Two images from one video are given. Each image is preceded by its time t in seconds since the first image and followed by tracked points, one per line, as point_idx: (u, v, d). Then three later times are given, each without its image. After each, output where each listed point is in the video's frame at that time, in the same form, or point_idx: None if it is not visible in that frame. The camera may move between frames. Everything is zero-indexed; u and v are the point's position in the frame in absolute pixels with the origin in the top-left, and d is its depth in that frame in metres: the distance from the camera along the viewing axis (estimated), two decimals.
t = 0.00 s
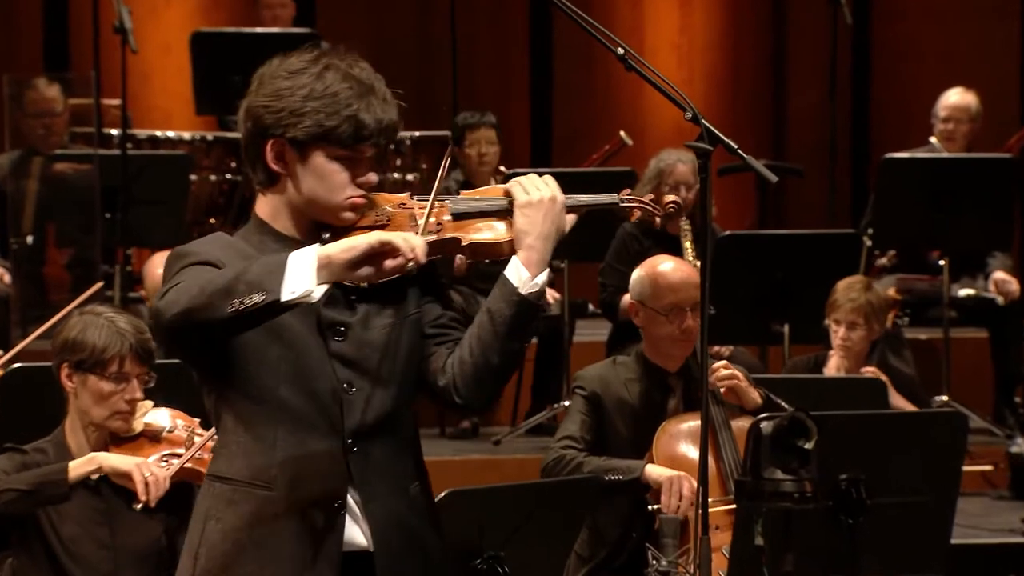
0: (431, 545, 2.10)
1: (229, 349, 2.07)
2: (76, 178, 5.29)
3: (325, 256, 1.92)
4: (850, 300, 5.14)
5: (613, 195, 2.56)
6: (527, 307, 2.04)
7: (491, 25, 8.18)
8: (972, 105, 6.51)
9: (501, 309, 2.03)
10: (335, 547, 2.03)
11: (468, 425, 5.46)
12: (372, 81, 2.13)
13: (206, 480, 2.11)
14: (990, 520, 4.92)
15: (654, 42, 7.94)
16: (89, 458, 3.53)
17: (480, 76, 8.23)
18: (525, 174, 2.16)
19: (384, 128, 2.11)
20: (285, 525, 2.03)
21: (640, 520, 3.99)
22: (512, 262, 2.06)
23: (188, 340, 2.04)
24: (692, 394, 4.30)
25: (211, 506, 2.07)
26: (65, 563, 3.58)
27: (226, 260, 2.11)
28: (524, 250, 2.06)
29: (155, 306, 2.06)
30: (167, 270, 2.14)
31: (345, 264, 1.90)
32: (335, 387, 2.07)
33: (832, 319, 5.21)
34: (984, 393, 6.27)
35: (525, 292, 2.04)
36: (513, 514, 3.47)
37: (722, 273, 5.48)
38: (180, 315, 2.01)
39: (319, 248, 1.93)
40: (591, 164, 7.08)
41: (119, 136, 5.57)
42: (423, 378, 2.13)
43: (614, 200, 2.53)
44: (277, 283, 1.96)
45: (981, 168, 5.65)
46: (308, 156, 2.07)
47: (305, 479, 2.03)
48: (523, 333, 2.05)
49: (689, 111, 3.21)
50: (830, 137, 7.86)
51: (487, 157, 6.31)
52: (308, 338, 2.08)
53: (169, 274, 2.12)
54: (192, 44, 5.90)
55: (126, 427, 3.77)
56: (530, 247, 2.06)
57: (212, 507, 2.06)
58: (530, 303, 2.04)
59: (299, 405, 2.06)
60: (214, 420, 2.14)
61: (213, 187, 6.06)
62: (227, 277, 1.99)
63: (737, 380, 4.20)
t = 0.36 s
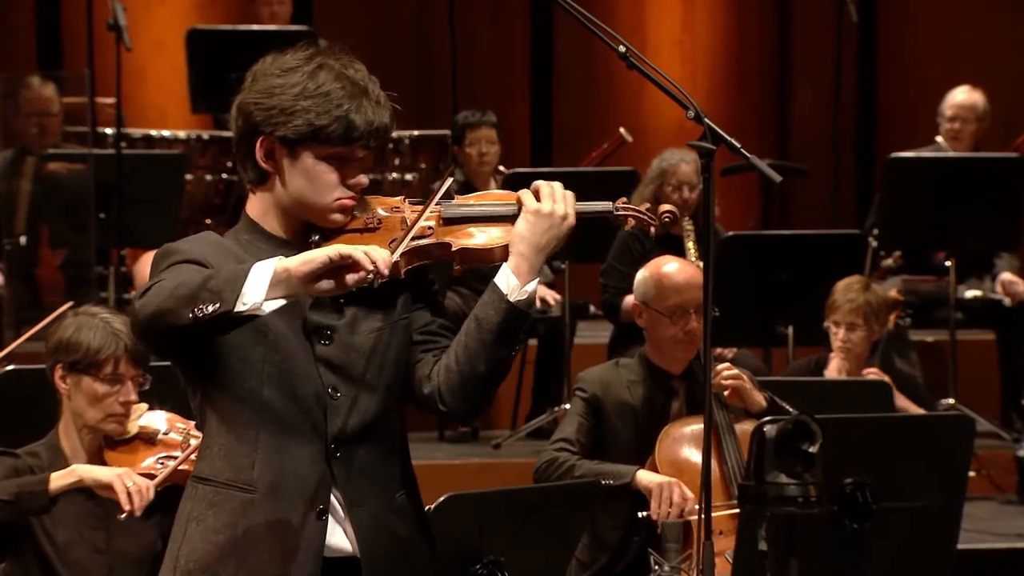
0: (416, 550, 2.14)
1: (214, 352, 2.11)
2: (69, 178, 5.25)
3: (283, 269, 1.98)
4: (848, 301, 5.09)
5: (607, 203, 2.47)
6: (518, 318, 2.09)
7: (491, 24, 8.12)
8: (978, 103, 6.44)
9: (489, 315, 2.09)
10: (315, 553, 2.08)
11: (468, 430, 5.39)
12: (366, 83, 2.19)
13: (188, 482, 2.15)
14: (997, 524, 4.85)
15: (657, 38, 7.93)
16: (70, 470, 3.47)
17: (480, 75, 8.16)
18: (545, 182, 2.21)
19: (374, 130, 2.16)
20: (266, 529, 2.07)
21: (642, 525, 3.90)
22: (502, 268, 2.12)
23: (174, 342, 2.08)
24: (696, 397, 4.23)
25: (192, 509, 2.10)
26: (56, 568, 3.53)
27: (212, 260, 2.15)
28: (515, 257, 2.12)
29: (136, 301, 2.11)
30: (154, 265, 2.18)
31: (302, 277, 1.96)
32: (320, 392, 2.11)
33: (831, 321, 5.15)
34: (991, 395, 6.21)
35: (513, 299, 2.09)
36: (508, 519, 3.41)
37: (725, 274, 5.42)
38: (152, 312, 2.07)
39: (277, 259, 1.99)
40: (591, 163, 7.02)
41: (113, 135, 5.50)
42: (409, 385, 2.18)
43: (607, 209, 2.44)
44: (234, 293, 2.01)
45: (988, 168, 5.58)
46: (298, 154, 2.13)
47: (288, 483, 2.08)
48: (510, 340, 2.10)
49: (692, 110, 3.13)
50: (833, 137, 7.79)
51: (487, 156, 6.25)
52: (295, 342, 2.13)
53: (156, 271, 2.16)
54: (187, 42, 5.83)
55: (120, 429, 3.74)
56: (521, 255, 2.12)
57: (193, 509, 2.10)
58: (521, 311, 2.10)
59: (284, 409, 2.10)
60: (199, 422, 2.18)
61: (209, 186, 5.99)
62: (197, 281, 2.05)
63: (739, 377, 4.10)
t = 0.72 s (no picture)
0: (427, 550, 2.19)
1: (237, 342, 2.15)
2: (62, 179, 5.19)
3: (362, 225, 1.99)
4: (847, 301, 5.04)
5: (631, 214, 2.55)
6: (551, 322, 2.14)
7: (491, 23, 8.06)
8: (985, 102, 6.38)
9: (520, 321, 2.14)
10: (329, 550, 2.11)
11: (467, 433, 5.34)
12: (388, 81, 2.23)
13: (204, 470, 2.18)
14: (1003, 530, 4.78)
15: (659, 37, 7.77)
16: (53, 478, 3.34)
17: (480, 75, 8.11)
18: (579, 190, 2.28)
19: (397, 128, 2.20)
20: (282, 523, 2.10)
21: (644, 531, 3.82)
22: (534, 271, 2.17)
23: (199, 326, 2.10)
24: (698, 402, 4.14)
25: (208, 497, 2.13)
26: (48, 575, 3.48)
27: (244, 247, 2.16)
28: (547, 262, 2.19)
29: (175, 271, 2.08)
30: (173, 255, 2.15)
31: (380, 237, 1.98)
32: (341, 389, 2.15)
33: (829, 322, 5.09)
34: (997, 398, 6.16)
35: (548, 304, 2.15)
36: (508, 526, 3.34)
37: (728, 275, 5.36)
38: (206, 274, 2.05)
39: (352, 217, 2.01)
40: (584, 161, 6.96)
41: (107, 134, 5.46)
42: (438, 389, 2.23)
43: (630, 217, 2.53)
44: (310, 250, 2.00)
45: (995, 168, 5.52)
46: (320, 152, 2.16)
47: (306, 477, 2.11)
48: (541, 347, 2.15)
49: (695, 110, 3.05)
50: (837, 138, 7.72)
51: (489, 155, 6.20)
52: (316, 338, 2.17)
53: (176, 260, 2.12)
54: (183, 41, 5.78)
55: (114, 432, 3.66)
56: (553, 261, 2.18)
57: (209, 497, 2.13)
58: (553, 316, 2.14)
59: (305, 404, 2.13)
60: (216, 413, 2.20)
61: (204, 186, 5.91)
62: (261, 241, 2.04)
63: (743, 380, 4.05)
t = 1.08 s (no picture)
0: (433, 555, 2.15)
1: (247, 335, 2.11)
2: (56, 179, 5.15)
3: (386, 182, 2.08)
4: (846, 301, 4.98)
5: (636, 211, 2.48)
6: (564, 326, 2.10)
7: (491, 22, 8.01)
8: (991, 102, 6.31)
9: (533, 326, 2.09)
10: (338, 548, 2.04)
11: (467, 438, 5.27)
12: (384, 75, 2.18)
13: (209, 466, 2.12)
14: (1010, 536, 4.72)
15: (661, 36, 7.71)
16: (41, 485, 3.29)
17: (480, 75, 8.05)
18: (580, 186, 2.24)
19: (398, 123, 2.15)
20: (290, 517, 2.03)
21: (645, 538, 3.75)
22: (546, 275, 2.12)
23: (207, 314, 2.04)
24: (700, 406, 4.08)
25: (215, 491, 2.07)
26: None
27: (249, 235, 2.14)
28: (558, 264, 2.14)
29: (212, 238, 2.01)
30: (174, 251, 2.16)
31: (401, 199, 2.09)
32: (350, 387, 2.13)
33: (829, 324, 5.03)
34: (1004, 402, 6.10)
35: (560, 308, 2.10)
36: (506, 532, 3.28)
37: (731, 276, 5.29)
38: (257, 236, 1.99)
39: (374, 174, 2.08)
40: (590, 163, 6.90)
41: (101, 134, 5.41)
42: (449, 393, 2.18)
43: (635, 214, 2.46)
44: (356, 204, 2.02)
45: (1001, 169, 5.46)
46: (321, 156, 2.14)
47: (313, 472, 2.06)
48: (554, 351, 2.11)
49: (698, 110, 2.99)
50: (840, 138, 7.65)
51: (489, 155, 6.13)
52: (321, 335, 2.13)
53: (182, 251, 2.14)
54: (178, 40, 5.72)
55: (108, 436, 3.58)
56: (564, 262, 2.14)
57: (216, 492, 2.07)
58: (567, 320, 2.10)
59: (313, 397, 2.09)
60: (221, 409, 2.15)
61: (199, 187, 5.85)
62: (299, 198, 2.03)
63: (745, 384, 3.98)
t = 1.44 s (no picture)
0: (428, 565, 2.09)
1: (240, 339, 2.07)
2: (49, 181, 5.09)
3: (380, 188, 2.02)
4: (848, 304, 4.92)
5: (636, 215, 2.41)
6: (564, 334, 2.04)
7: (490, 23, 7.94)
8: (998, 102, 6.25)
9: (530, 330, 2.03)
10: (328, 557, 1.98)
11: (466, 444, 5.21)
12: (380, 75, 2.12)
13: (200, 472, 2.07)
14: (1017, 543, 4.65)
15: (662, 37, 7.64)
16: (29, 497, 3.23)
17: (479, 76, 7.99)
18: (579, 193, 2.17)
19: (395, 123, 2.09)
20: (280, 525, 1.98)
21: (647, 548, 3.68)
22: (547, 281, 2.07)
23: (200, 318, 2.00)
24: (701, 413, 4.03)
25: (205, 498, 2.02)
26: None
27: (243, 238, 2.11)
28: (561, 271, 2.08)
29: (202, 240, 1.96)
30: (167, 254, 2.12)
31: (396, 206, 2.03)
32: (343, 393, 2.08)
33: (832, 327, 4.98)
34: (1011, 407, 6.05)
35: (561, 316, 2.04)
36: (506, 539, 3.21)
37: (734, 280, 5.23)
38: (250, 238, 1.95)
39: (368, 179, 2.02)
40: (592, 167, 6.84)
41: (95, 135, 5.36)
42: (444, 399, 2.14)
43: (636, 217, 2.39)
44: (350, 211, 1.98)
45: (1008, 171, 5.39)
46: (317, 155, 2.07)
47: (305, 479, 2.01)
48: (552, 358, 2.05)
49: (701, 112, 2.92)
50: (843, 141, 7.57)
51: (489, 157, 6.07)
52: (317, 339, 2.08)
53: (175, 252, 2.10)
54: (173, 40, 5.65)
55: (103, 443, 3.51)
56: (567, 269, 2.07)
57: (206, 498, 2.02)
58: (567, 328, 2.04)
59: (307, 403, 2.05)
60: (213, 415, 2.10)
61: (195, 189, 5.78)
62: (292, 203, 1.99)
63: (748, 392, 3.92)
